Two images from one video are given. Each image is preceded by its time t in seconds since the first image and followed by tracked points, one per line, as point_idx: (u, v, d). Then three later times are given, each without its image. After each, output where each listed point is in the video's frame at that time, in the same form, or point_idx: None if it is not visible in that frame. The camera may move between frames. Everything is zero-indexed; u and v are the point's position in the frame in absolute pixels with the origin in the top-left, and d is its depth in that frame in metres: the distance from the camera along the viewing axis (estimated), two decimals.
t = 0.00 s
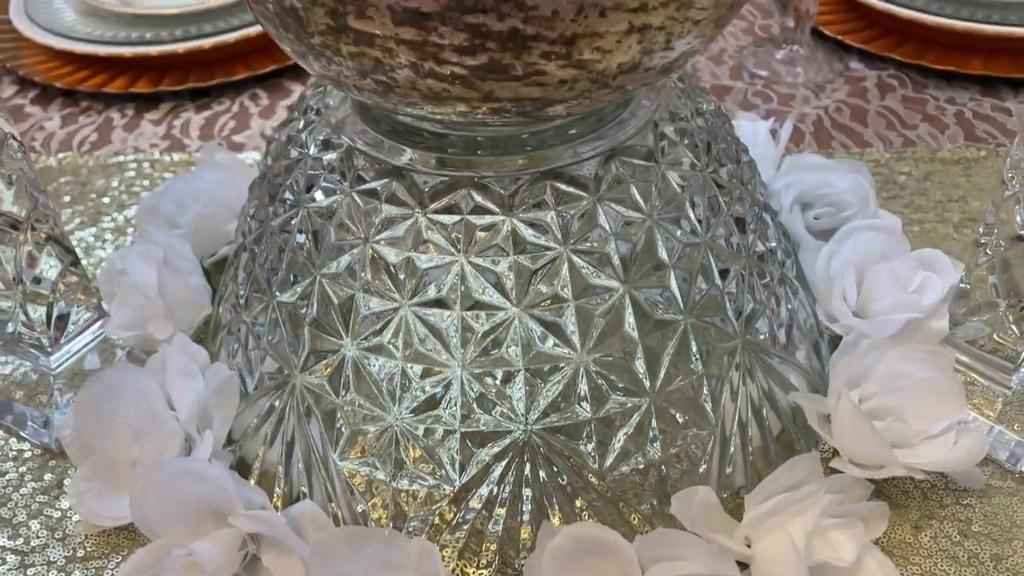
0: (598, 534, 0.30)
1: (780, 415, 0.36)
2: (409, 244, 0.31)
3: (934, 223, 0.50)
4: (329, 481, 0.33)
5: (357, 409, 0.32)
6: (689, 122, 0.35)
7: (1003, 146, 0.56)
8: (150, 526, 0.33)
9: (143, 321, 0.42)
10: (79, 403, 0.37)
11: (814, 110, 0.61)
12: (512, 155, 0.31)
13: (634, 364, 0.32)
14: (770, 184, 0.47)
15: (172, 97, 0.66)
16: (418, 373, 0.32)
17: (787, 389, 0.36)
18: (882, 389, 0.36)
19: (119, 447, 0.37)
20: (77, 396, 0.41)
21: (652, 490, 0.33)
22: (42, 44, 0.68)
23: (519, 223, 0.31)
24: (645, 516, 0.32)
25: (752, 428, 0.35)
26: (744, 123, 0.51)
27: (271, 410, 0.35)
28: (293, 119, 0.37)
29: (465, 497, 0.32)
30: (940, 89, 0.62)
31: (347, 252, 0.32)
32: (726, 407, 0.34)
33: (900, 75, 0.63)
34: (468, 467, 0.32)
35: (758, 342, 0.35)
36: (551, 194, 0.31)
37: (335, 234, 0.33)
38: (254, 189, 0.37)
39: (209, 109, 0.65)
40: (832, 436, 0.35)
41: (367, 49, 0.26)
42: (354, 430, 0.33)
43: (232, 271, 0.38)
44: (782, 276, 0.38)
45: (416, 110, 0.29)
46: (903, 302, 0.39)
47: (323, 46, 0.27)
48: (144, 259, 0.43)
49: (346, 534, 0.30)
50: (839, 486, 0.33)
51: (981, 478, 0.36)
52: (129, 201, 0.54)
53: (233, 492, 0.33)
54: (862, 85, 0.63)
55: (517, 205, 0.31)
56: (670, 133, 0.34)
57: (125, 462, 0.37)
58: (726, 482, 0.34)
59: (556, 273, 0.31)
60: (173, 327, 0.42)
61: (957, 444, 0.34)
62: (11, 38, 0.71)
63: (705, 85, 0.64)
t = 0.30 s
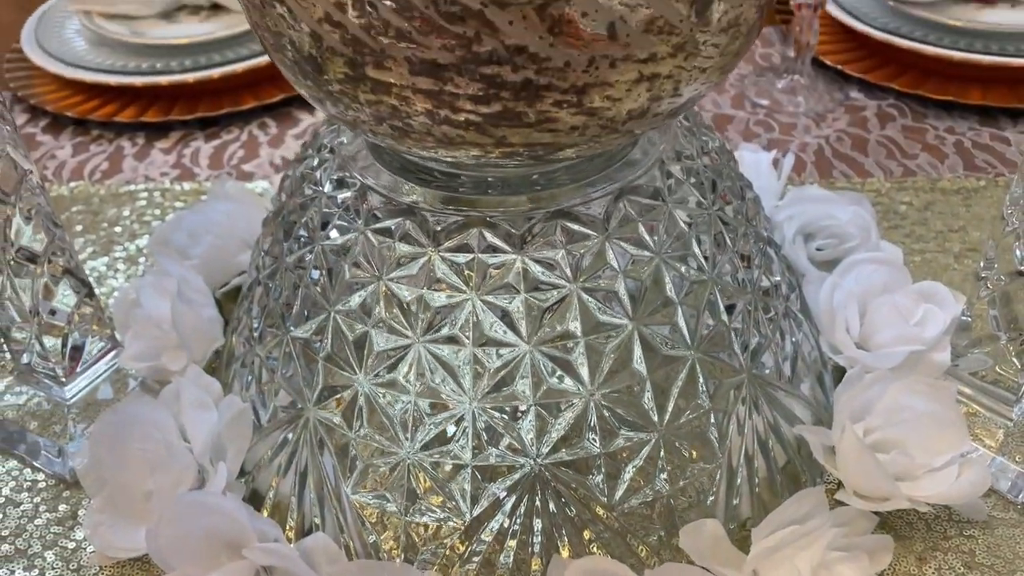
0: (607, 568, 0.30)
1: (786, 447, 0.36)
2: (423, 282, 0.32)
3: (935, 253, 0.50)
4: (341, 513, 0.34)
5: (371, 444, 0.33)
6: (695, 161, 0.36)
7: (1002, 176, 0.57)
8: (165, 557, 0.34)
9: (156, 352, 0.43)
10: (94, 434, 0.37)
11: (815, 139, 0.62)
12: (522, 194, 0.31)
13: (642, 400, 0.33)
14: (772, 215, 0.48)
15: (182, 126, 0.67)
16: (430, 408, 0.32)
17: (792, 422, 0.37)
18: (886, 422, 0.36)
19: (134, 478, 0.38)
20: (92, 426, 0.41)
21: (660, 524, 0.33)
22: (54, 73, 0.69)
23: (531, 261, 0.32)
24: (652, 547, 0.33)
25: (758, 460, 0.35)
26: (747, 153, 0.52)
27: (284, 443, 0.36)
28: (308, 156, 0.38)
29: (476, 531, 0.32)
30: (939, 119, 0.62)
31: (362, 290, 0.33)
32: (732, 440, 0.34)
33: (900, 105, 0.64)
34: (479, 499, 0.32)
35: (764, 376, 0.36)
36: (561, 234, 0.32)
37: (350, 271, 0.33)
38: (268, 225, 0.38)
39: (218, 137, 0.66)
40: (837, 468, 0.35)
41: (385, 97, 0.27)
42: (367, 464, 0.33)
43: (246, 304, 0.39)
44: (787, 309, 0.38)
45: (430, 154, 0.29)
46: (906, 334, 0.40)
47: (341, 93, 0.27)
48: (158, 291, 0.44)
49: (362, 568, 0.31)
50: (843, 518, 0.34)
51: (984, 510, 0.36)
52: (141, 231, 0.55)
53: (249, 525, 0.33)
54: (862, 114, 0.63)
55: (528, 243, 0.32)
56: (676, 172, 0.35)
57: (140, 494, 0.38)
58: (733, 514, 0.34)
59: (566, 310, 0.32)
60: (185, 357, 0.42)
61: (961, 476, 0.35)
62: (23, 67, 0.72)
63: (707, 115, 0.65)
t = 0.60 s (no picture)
0: None
1: (791, 477, 0.37)
2: (434, 316, 0.33)
3: (935, 281, 0.51)
4: (351, 542, 0.34)
5: (381, 476, 0.33)
6: (700, 196, 0.36)
7: (1001, 204, 0.57)
8: None
9: (167, 382, 0.43)
10: (106, 464, 0.37)
11: (816, 166, 0.62)
12: (531, 229, 0.32)
13: (649, 433, 0.33)
14: (773, 245, 0.48)
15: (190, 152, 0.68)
16: (440, 440, 0.33)
17: (797, 452, 0.37)
18: (890, 453, 0.36)
19: (145, 509, 0.37)
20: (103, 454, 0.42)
21: (667, 555, 0.33)
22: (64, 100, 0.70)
23: (540, 295, 0.32)
24: None
25: (763, 491, 0.36)
26: (748, 184, 0.53)
27: (295, 474, 0.36)
28: (319, 190, 0.39)
29: (485, 564, 0.33)
30: (938, 146, 0.63)
31: (373, 323, 0.34)
32: (738, 472, 0.35)
33: (900, 132, 0.65)
34: (487, 532, 0.33)
35: (769, 407, 0.36)
36: (569, 269, 0.32)
37: (361, 305, 0.34)
38: (280, 258, 0.39)
39: (226, 164, 0.67)
40: (842, 498, 0.35)
41: (398, 139, 0.27)
42: (377, 495, 0.33)
43: (256, 335, 0.39)
44: (791, 341, 0.39)
45: (441, 193, 0.30)
46: (909, 365, 0.40)
47: (355, 134, 0.28)
48: (169, 320, 0.44)
49: None
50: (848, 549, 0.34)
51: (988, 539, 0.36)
52: (150, 258, 0.56)
53: (260, 556, 0.34)
54: (863, 141, 0.64)
55: (538, 279, 0.32)
56: (682, 207, 0.35)
57: (150, 524, 0.37)
58: (739, 545, 0.35)
59: (574, 344, 0.33)
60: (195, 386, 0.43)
61: (964, 509, 0.35)
62: (33, 93, 0.73)
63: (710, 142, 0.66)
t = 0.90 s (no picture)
0: None
1: (792, 511, 0.37)
2: (438, 353, 0.33)
3: (935, 310, 0.51)
4: None
5: (385, 511, 0.33)
6: (700, 233, 0.37)
7: (1000, 233, 0.58)
8: None
9: (171, 413, 0.43)
10: (110, 497, 0.36)
11: (816, 195, 0.63)
12: (534, 266, 0.32)
13: (651, 470, 0.33)
14: (773, 276, 0.49)
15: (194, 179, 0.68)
16: (443, 477, 0.33)
17: (798, 486, 0.37)
18: (890, 487, 0.36)
19: (147, 543, 0.36)
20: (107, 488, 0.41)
21: None
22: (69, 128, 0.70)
23: (542, 332, 0.33)
24: None
25: (765, 526, 0.36)
26: (748, 214, 0.53)
27: (299, 508, 0.36)
28: (324, 226, 0.39)
29: None
30: (937, 174, 0.64)
31: (378, 359, 0.34)
32: (740, 507, 0.35)
33: (899, 160, 0.65)
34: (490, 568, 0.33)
35: (771, 442, 0.36)
36: (571, 306, 0.33)
37: (366, 341, 0.34)
38: (285, 292, 0.39)
39: (230, 192, 0.67)
40: (844, 533, 0.35)
41: (404, 183, 0.28)
42: (379, 531, 0.33)
43: (260, 368, 0.40)
44: (792, 374, 0.39)
45: (446, 233, 0.30)
46: (908, 398, 0.40)
47: (361, 177, 0.29)
48: (173, 351, 0.44)
49: None
50: None
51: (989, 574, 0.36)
52: (154, 287, 0.56)
53: None
54: (862, 170, 0.65)
55: (541, 316, 0.32)
56: (683, 244, 0.36)
57: (152, 559, 0.36)
58: None
59: (577, 382, 0.33)
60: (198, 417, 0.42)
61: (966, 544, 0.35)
62: (38, 121, 0.73)
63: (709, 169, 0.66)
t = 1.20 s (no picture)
0: None
1: (794, 546, 0.37)
2: (446, 392, 0.33)
3: (934, 342, 0.52)
4: None
5: (392, 548, 0.34)
6: (702, 271, 0.38)
7: (997, 265, 0.58)
8: None
9: (180, 447, 0.43)
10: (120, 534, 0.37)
11: (815, 226, 0.64)
12: (539, 305, 0.33)
13: (655, 507, 0.34)
14: (774, 309, 0.50)
15: (200, 209, 0.69)
16: (451, 513, 0.33)
17: (799, 520, 0.38)
18: (892, 521, 0.37)
19: None
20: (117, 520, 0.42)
21: None
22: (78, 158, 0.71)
23: (548, 371, 0.33)
24: None
25: (767, 561, 0.36)
26: (748, 246, 0.54)
27: (308, 542, 0.36)
28: (333, 264, 0.40)
29: None
30: (934, 205, 0.65)
31: (387, 397, 0.34)
32: (742, 543, 0.35)
33: (896, 191, 0.66)
34: None
35: (773, 476, 0.37)
36: (575, 345, 0.33)
37: (374, 379, 0.35)
38: (295, 329, 0.40)
39: (236, 222, 0.68)
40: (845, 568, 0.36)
41: (414, 229, 0.29)
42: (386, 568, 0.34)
43: (269, 403, 0.40)
44: (792, 410, 0.39)
45: (454, 275, 0.31)
46: (908, 432, 0.41)
47: (372, 223, 0.29)
48: (182, 385, 0.44)
49: None
50: None
51: None
52: (162, 317, 0.57)
53: None
54: (861, 200, 0.65)
55: (546, 356, 0.33)
56: (684, 283, 0.36)
57: None
58: None
59: (582, 420, 0.33)
60: (208, 451, 0.43)
61: None
62: (46, 151, 0.74)
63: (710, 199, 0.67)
